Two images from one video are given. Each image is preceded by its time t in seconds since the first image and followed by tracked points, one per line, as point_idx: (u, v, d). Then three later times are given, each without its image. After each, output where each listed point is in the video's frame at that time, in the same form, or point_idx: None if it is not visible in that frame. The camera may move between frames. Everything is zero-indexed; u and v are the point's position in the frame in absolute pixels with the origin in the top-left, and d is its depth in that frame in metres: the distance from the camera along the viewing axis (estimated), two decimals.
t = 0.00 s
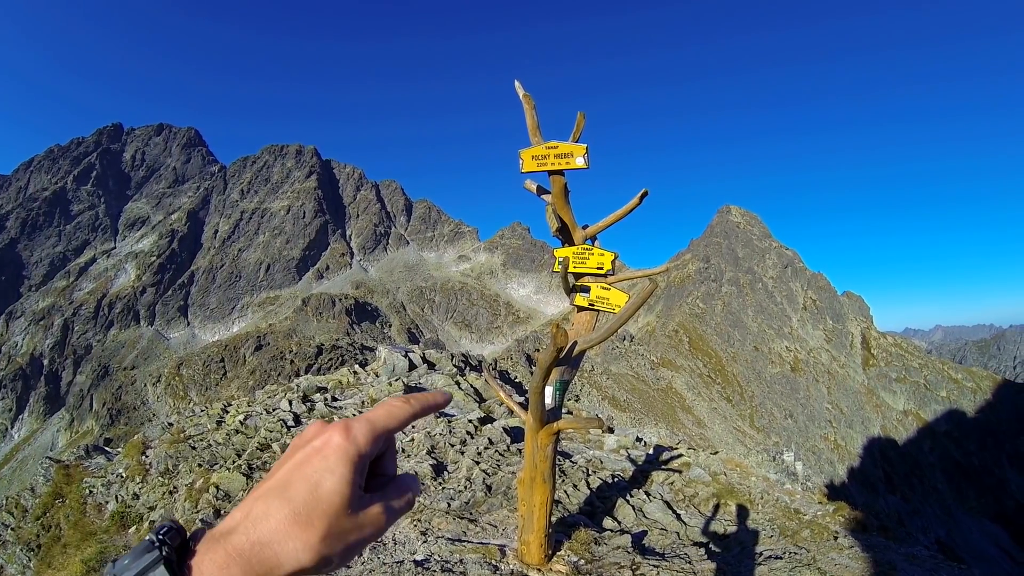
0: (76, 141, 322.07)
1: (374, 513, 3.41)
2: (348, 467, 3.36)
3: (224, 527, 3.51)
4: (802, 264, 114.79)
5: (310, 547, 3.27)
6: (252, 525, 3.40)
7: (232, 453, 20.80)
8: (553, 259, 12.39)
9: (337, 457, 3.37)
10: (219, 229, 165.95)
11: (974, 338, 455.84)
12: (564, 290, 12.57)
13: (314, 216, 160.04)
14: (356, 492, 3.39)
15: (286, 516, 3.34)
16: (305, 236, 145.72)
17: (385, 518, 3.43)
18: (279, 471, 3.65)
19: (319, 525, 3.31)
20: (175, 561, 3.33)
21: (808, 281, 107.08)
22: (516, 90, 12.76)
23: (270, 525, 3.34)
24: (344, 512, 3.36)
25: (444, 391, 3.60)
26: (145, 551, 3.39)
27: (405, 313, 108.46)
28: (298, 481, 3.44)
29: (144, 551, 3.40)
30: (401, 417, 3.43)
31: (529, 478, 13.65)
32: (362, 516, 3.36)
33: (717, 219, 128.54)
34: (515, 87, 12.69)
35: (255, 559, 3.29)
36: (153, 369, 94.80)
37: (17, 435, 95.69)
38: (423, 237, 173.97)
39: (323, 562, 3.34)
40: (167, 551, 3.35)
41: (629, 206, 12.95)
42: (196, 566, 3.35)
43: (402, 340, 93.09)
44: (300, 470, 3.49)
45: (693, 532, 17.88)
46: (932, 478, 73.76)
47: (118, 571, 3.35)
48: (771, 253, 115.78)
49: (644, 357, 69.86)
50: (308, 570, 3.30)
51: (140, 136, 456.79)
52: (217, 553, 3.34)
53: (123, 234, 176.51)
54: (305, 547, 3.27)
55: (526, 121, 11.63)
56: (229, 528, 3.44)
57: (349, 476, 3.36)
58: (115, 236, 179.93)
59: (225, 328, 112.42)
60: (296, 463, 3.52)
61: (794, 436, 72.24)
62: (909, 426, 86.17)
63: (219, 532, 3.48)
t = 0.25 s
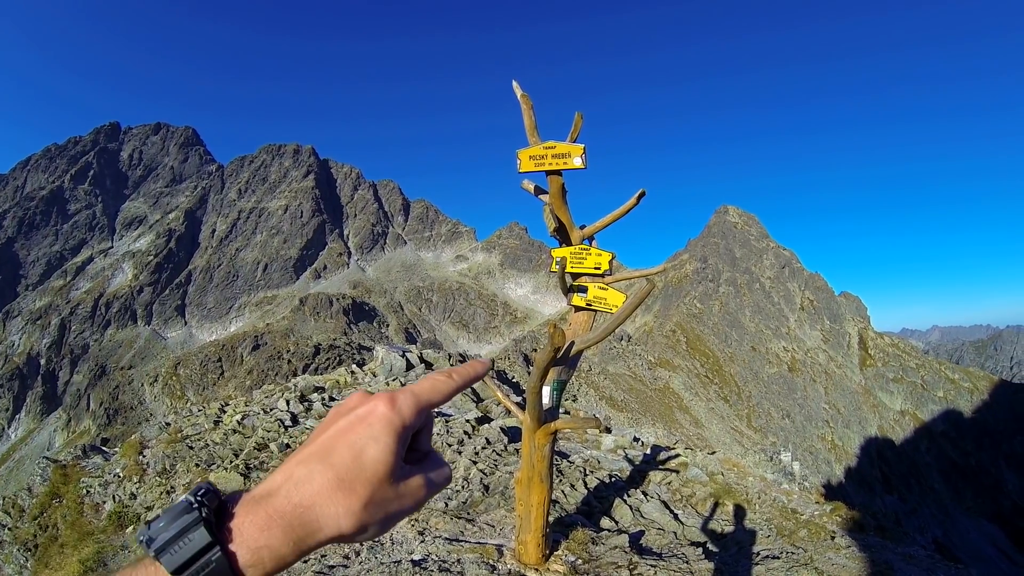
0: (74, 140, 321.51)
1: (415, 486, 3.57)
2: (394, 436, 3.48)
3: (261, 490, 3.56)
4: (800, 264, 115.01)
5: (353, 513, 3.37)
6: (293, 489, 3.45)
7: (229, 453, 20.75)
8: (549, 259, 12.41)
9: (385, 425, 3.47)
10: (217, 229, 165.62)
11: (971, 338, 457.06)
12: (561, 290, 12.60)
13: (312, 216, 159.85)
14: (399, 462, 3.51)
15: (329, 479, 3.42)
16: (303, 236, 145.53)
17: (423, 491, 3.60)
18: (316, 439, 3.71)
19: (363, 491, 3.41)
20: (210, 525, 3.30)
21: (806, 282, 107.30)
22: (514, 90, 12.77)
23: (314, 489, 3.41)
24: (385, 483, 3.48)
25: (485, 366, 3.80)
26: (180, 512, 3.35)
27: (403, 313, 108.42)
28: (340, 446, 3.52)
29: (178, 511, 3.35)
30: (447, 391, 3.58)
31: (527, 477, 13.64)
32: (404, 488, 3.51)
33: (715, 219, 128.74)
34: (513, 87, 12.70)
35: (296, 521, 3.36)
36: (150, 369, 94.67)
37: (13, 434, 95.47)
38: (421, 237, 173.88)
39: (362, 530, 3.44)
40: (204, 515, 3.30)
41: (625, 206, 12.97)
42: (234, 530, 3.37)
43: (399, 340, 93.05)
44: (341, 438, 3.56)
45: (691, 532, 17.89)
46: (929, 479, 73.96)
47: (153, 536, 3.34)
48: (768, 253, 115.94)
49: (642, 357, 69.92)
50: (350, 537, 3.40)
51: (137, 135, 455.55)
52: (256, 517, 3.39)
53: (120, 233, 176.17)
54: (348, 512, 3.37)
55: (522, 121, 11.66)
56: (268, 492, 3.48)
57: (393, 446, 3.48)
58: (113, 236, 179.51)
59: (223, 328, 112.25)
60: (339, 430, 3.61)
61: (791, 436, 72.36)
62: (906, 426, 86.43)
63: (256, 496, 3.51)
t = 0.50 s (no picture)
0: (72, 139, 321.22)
1: (466, 449, 3.79)
2: (447, 397, 3.68)
3: (310, 452, 3.69)
4: (799, 264, 115.07)
5: (406, 472, 3.52)
6: (344, 448, 3.61)
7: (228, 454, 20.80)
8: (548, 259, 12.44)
9: (439, 384, 3.68)
10: (215, 229, 165.36)
11: (970, 338, 457.61)
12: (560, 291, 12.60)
13: (310, 216, 159.60)
14: (450, 425, 3.70)
15: (383, 436, 3.58)
16: (301, 236, 145.36)
17: (471, 455, 3.81)
18: (363, 404, 3.87)
19: (417, 449, 3.58)
20: (263, 487, 3.40)
21: (804, 282, 107.36)
22: (513, 89, 12.77)
23: (368, 447, 3.55)
24: (437, 445, 3.66)
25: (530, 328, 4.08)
26: (228, 474, 3.44)
27: (401, 313, 108.29)
28: (394, 406, 3.69)
29: (226, 473, 3.43)
30: (494, 356, 3.82)
31: (526, 478, 13.61)
32: (455, 450, 3.71)
33: (713, 219, 128.83)
34: (512, 86, 12.69)
35: (351, 478, 3.48)
36: (148, 369, 94.46)
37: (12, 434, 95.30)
38: (420, 237, 173.80)
39: (413, 491, 3.60)
40: (255, 475, 3.41)
41: (624, 207, 12.99)
42: (285, 491, 3.48)
43: (398, 340, 92.85)
44: (394, 398, 3.74)
45: (689, 532, 17.89)
46: (928, 479, 74.09)
47: (197, 500, 3.42)
48: (766, 253, 115.95)
49: (640, 357, 69.84)
50: (403, 496, 3.57)
51: (135, 134, 454.60)
52: (309, 476, 3.51)
53: (118, 233, 175.95)
54: (403, 470, 3.51)
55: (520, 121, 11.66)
56: (321, 454, 3.60)
57: (447, 406, 3.67)
58: (111, 235, 179.19)
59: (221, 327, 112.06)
60: (391, 391, 3.79)
61: (789, 436, 72.46)
62: (904, 426, 86.52)
63: (306, 458, 3.64)
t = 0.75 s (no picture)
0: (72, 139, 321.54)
1: (516, 410, 3.45)
2: (499, 351, 3.38)
3: (356, 405, 3.30)
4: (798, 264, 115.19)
5: (460, 425, 3.18)
6: (395, 399, 3.23)
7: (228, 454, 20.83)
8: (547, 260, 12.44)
9: (488, 342, 3.39)
10: (214, 229, 165.43)
11: (969, 338, 458.09)
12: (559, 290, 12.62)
13: (309, 216, 159.61)
14: (500, 383, 3.39)
15: (433, 389, 3.23)
16: (301, 236, 145.43)
17: (519, 419, 3.47)
18: (408, 362, 3.53)
19: (467, 405, 3.23)
20: (315, 433, 3.06)
21: (803, 281, 107.46)
22: (512, 90, 12.79)
23: (418, 399, 3.19)
24: (488, 403, 3.33)
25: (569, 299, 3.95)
26: (284, 425, 3.09)
27: (400, 313, 108.35)
28: (442, 362, 3.37)
29: (279, 422, 3.11)
30: (539, 319, 3.67)
31: (525, 478, 13.63)
32: (505, 411, 3.37)
33: (712, 219, 128.89)
34: (511, 87, 12.72)
35: (403, 431, 3.09)
36: (148, 369, 94.49)
37: (12, 434, 95.39)
38: (419, 237, 173.82)
39: (461, 451, 3.23)
40: (309, 423, 3.09)
41: (624, 207, 12.99)
42: (337, 440, 3.09)
43: (397, 340, 92.94)
44: (442, 354, 3.42)
45: (689, 532, 17.90)
46: (927, 479, 74.24)
47: (250, 449, 3.05)
48: (765, 253, 116.10)
49: (640, 357, 69.89)
50: (453, 457, 3.19)
51: (134, 134, 454.60)
52: (361, 424, 3.12)
53: (117, 232, 175.88)
54: (455, 425, 3.17)
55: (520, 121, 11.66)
56: (370, 404, 3.25)
57: (498, 361, 3.37)
58: (110, 235, 179.24)
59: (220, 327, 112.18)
60: (439, 349, 3.47)
61: (789, 436, 72.55)
62: (903, 426, 86.67)
63: (353, 409, 3.26)
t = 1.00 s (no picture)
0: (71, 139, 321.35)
1: (547, 387, 3.18)
2: (537, 327, 3.20)
3: (392, 378, 3.03)
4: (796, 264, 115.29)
5: (498, 399, 2.93)
6: (434, 372, 2.97)
7: (227, 454, 20.81)
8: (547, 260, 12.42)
9: (525, 317, 3.22)
10: (214, 229, 165.40)
11: (967, 338, 458.65)
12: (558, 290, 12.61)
13: (308, 216, 159.53)
14: (538, 356, 3.19)
15: (470, 359, 3.01)
16: (299, 236, 145.36)
17: (557, 395, 3.21)
18: (441, 338, 3.33)
19: (506, 376, 3.00)
20: (357, 401, 2.81)
21: (802, 282, 107.53)
22: (511, 90, 12.76)
23: (456, 369, 2.95)
24: (527, 376, 3.12)
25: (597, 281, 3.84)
26: (326, 394, 2.86)
27: (399, 313, 108.36)
28: (480, 336, 3.16)
29: (322, 393, 2.87)
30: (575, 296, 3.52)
31: (525, 478, 13.59)
32: (543, 384, 3.14)
33: (711, 219, 128.98)
34: (510, 86, 12.69)
35: (444, 402, 2.84)
36: (147, 368, 94.44)
37: (11, 434, 95.33)
38: (418, 237, 173.83)
39: (499, 423, 2.98)
40: (350, 391, 2.86)
41: (624, 206, 12.96)
42: (378, 409, 2.83)
43: (397, 340, 92.89)
44: (480, 329, 3.21)
45: (688, 532, 17.92)
46: (926, 479, 74.33)
47: (292, 418, 2.78)
48: (764, 253, 116.25)
49: (639, 357, 69.88)
50: (493, 432, 2.92)
51: (133, 133, 454.62)
52: (401, 394, 2.85)
53: (116, 232, 175.78)
54: (494, 396, 2.93)
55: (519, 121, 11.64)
56: (407, 374, 2.98)
57: (536, 334, 3.17)
58: (109, 235, 179.07)
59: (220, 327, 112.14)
60: (472, 325, 3.26)
61: (788, 436, 72.62)
62: (903, 426, 86.75)
63: (389, 380, 3.00)
